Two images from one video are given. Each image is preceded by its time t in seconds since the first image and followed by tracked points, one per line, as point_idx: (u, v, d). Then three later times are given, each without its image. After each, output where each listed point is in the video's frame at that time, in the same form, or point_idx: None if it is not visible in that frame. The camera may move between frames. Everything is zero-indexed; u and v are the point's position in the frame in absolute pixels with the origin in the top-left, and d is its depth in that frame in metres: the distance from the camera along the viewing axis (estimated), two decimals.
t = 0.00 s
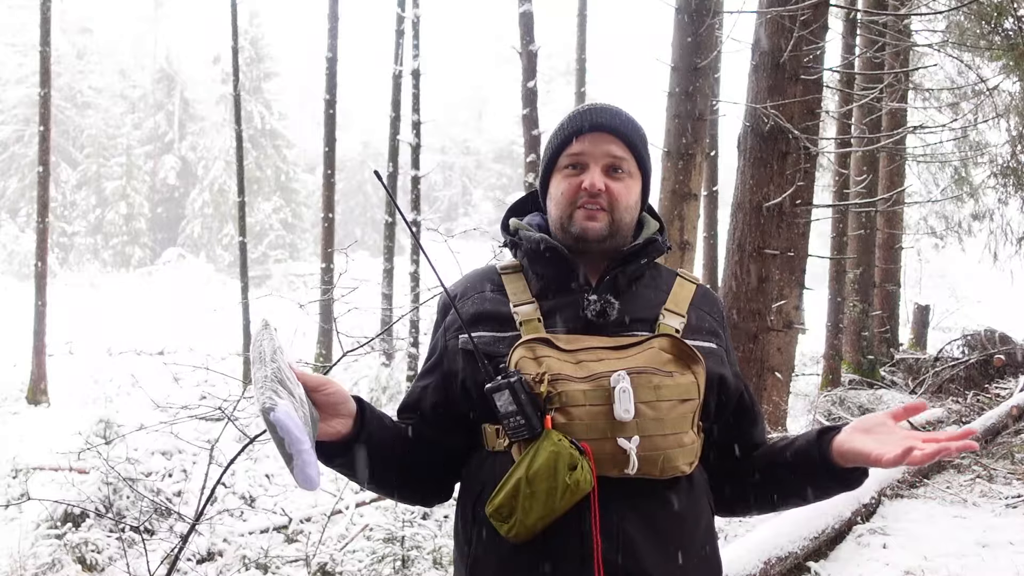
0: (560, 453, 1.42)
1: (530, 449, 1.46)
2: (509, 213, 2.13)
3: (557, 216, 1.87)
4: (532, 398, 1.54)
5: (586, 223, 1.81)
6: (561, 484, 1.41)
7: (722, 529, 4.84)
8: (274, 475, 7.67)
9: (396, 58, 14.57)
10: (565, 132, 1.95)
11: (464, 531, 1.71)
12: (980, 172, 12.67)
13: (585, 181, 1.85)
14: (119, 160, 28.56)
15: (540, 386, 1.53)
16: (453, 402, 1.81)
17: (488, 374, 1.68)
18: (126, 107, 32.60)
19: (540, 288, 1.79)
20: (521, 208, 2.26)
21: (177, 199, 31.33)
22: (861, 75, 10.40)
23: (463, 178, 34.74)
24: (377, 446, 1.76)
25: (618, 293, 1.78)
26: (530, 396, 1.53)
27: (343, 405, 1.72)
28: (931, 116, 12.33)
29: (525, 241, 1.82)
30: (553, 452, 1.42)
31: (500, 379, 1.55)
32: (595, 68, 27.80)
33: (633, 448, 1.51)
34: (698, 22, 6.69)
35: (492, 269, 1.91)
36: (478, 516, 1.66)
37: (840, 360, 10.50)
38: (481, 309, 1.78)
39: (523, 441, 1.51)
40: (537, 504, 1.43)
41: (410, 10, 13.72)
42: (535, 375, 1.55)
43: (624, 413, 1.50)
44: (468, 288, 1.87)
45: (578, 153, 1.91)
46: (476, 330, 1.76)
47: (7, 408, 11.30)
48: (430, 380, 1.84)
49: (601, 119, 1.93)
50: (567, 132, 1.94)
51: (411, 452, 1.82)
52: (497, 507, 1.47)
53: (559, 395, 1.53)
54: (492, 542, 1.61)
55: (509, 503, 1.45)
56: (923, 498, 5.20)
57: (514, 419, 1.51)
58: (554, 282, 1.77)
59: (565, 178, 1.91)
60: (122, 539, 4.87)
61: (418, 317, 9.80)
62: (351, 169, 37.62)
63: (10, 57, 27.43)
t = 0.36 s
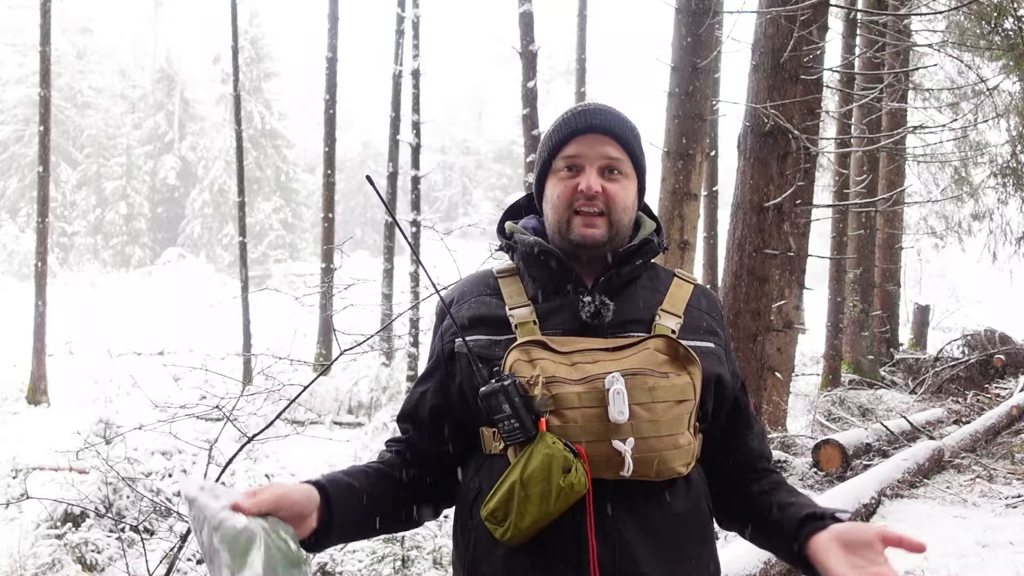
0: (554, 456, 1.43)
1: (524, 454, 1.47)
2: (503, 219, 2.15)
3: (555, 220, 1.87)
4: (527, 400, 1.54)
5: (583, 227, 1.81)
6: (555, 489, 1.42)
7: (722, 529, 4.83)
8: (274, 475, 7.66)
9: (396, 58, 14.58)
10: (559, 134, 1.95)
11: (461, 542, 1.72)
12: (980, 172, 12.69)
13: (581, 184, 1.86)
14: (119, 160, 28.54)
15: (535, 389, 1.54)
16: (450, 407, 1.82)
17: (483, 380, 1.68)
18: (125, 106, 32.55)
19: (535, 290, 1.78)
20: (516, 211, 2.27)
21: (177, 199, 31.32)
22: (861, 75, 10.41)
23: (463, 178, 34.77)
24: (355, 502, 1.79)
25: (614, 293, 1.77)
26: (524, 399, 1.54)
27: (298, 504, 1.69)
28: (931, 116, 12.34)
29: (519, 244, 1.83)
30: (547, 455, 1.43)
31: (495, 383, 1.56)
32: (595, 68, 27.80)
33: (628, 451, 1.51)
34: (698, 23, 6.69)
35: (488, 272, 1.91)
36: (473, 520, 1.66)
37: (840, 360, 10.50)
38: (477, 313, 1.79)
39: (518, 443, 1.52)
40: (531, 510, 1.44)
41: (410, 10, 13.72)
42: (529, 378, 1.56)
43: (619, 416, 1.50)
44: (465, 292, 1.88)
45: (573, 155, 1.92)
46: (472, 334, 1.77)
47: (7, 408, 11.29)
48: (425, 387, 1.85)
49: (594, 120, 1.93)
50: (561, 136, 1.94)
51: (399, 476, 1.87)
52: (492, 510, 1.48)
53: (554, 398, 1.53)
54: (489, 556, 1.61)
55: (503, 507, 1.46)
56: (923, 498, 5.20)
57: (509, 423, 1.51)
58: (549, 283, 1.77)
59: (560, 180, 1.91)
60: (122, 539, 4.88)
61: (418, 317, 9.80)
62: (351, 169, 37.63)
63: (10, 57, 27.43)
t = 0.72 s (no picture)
0: (541, 469, 1.44)
1: (512, 466, 1.48)
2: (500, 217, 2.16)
3: (552, 224, 1.87)
4: (517, 411, 1.54)
5: (579, 232, 1.81)
6: (541, 502, 1.43)
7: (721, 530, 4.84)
8: (274, 475, 7.67)
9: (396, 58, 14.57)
10: (558, 134, 1.94)
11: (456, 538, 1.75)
12: (980, 172, 12.69)
13: (578, 189, 1.85)
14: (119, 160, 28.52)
15: (524, 399, 1.54)
16: (449, 406, 1.83)
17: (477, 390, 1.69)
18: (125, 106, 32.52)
19: (528, 296, 1.79)
20: (515, 207, 2.28)
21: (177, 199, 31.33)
22: (861, 75, 10.41)
23: (463, 178, 34.81)
24: (375, 509, 1.79)
25: (607, 298, 1.76)
26: (514, 410, 1.54)
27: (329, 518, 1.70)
28: (931, 116, 12.34)
29: (513, 246, 1.83)
30: (534, 469, 1.43)
31: (483, 394, 1.56)
32: (595, 68, 27.80)
33: (616, 462, 1.49)
34: (698, 23, 6.70)
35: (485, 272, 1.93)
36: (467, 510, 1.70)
37: (840, 360, 10.50)
38: (472, 316, 1.81)
39: (508, 454, 1.54)
40: (517, 522, 1.45)
41: (410, 10, 13.72)
42: (519, 389, 1.56)
43: (607, 427, 1.49)
44: (463, 291, 1.90)
45: (571, 159, 1.91)
46: (465, 340, 1.80)
47: (7, 408, 11.29)
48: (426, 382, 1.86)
49: (594, 121, 1.91)
50: (558, 138, 1.93)
51: (405, 476, 1.86)
52: (480, 522, 1.50)
53: (543, 408, 1.54)
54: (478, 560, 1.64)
55: (492, 518, 1.47)
56: (923, 498, 5.19)
57: (498, 434, 1.52)
58: (543, 288, 1.77)
59: (557, 185, 1.91)
60: (121, 539, 4.87)
61: (419, 317, 9.79)
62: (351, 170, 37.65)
63: (10, 57, 27.44)
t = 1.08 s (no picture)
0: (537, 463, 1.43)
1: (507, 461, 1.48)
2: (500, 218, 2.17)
3: (549, 229, 1.87)
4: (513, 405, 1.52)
5: (577, 240, 1.81)
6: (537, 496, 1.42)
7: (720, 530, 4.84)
8: (274, 475, 7.67)
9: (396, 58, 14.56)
10: (554, 144, 1.95)
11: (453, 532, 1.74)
12: (980, 172, 12.69)
13: (574, 199, 1.85)
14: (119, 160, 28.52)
15: (519, 395, 1.53)
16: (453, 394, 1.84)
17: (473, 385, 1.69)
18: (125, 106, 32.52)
19: (527, 295, 1.80)
20: (512, 211, 2.28)
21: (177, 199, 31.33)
22: (861, 75, 10.41)
23: (463, 178, 34.84)
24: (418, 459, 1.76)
25: (604, 297, 1.76)
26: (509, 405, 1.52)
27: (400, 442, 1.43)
28: (931, 116, 12.34)
29: (512, 247, 1.86)
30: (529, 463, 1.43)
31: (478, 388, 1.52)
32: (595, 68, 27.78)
33: (611, 459, 1.48)
34: (697, 23, 6.69)
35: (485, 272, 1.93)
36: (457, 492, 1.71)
37: (839, 360, 10.49)
38: (470, 309, 1.81)
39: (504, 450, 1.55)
40: (508, 517, 1.46)
41: (410, 10, 13.72)
42: (516, 383, 1.55)
43: (602, 424, 1.48)
44: (467, 286, 1.91)
45: (568, 167, 1.91)
46: (462, 328, 1.80)
47: (7, 408, 11.29)
48: (423, 374, 1.84)
49: (589, 129, 1.91)
50: (554, 148, 1.94)
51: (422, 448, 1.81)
52: (473, 517, 1.51)
53: (539, 404, 1.52)
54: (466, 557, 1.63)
55: (486, 513, 1.48)
56: (923, 498, 5.19)
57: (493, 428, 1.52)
58: (543, 287, 1.78)
59: (554, 192, 1.91)
60: (122, 539, 4.87)
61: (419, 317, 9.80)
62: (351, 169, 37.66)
63: (10, 57, 27.45)
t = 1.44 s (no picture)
0: (526, 457, 1.39)
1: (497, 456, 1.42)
2: (501, 222, 2.21)
3: (549, 223, 1.88)
4: (505, 401, 1.58)
5: (576, 231, 1.82)
6: (526, 491, 1.39)
7: (721, 531, 4.85)
8: (274, 475, 7.67)
9: (396, 58, 14.56)
10: (554, 137, 1.98)
11: (449, 525, 1.73)
12: (980, 172, 12.68)
13: (575, 189, 1.85)
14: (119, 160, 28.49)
15: (513, 392, 1.58)
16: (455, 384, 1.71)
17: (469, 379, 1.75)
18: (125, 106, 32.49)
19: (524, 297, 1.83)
20: (513, 214, 2.30)
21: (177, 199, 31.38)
22: (861, 75, 10.42)
23: (462, 178, 34.89)
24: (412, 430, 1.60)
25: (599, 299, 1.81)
26: (502, 401, 1.57)
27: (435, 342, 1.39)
28: (931, 116, 12.35)
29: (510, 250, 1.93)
30: (518, 456, 1.39)
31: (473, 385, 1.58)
32: (595, 68, 27.78)
33: (602, 455, 1.48)
34: (697, 23, 6.69)
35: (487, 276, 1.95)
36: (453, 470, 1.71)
37: (840, 360, 10.49)
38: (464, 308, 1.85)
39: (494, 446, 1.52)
40: (498, 516, 1.44)
41: (410, 10, 13.72)
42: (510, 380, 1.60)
43: (593, 419, 1.48)
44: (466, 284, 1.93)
45: (568, 159, 1.93)
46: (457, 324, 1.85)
47: (7, 408, 11.28)
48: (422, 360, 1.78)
49: (588, 121, 1.94)
50: (555, 141, 1.97)
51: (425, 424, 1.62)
52: (463, 511, 1.50)
53: (531, 400, 1.55)
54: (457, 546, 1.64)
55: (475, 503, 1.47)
56: (923, 498, 5.19)
57: (484, 422, 1.51)
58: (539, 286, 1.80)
59: (555, 184, 1.92)
60: (121, 539, 4.86)
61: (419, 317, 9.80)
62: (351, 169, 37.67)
63: (10, 57, 27.42)
